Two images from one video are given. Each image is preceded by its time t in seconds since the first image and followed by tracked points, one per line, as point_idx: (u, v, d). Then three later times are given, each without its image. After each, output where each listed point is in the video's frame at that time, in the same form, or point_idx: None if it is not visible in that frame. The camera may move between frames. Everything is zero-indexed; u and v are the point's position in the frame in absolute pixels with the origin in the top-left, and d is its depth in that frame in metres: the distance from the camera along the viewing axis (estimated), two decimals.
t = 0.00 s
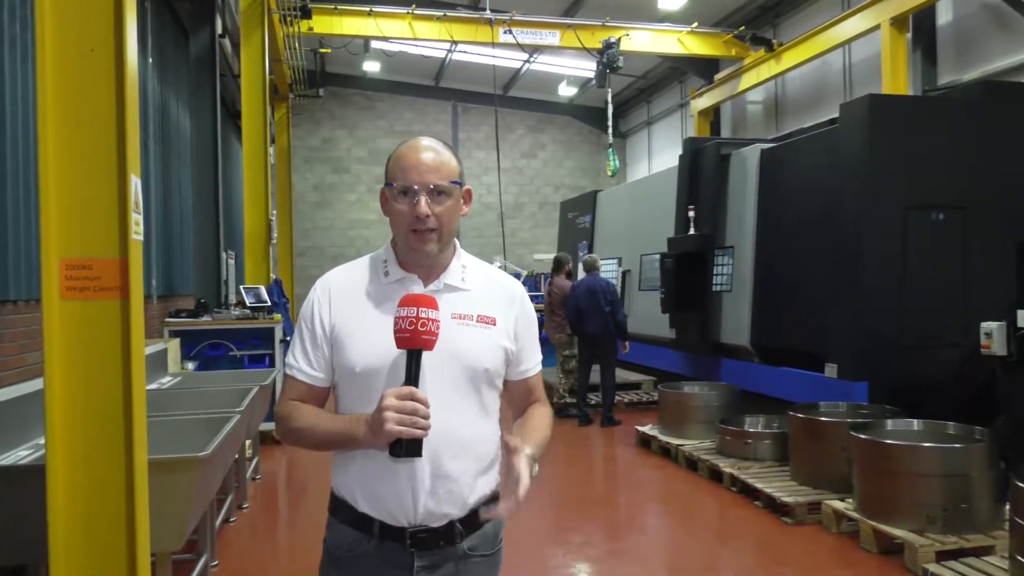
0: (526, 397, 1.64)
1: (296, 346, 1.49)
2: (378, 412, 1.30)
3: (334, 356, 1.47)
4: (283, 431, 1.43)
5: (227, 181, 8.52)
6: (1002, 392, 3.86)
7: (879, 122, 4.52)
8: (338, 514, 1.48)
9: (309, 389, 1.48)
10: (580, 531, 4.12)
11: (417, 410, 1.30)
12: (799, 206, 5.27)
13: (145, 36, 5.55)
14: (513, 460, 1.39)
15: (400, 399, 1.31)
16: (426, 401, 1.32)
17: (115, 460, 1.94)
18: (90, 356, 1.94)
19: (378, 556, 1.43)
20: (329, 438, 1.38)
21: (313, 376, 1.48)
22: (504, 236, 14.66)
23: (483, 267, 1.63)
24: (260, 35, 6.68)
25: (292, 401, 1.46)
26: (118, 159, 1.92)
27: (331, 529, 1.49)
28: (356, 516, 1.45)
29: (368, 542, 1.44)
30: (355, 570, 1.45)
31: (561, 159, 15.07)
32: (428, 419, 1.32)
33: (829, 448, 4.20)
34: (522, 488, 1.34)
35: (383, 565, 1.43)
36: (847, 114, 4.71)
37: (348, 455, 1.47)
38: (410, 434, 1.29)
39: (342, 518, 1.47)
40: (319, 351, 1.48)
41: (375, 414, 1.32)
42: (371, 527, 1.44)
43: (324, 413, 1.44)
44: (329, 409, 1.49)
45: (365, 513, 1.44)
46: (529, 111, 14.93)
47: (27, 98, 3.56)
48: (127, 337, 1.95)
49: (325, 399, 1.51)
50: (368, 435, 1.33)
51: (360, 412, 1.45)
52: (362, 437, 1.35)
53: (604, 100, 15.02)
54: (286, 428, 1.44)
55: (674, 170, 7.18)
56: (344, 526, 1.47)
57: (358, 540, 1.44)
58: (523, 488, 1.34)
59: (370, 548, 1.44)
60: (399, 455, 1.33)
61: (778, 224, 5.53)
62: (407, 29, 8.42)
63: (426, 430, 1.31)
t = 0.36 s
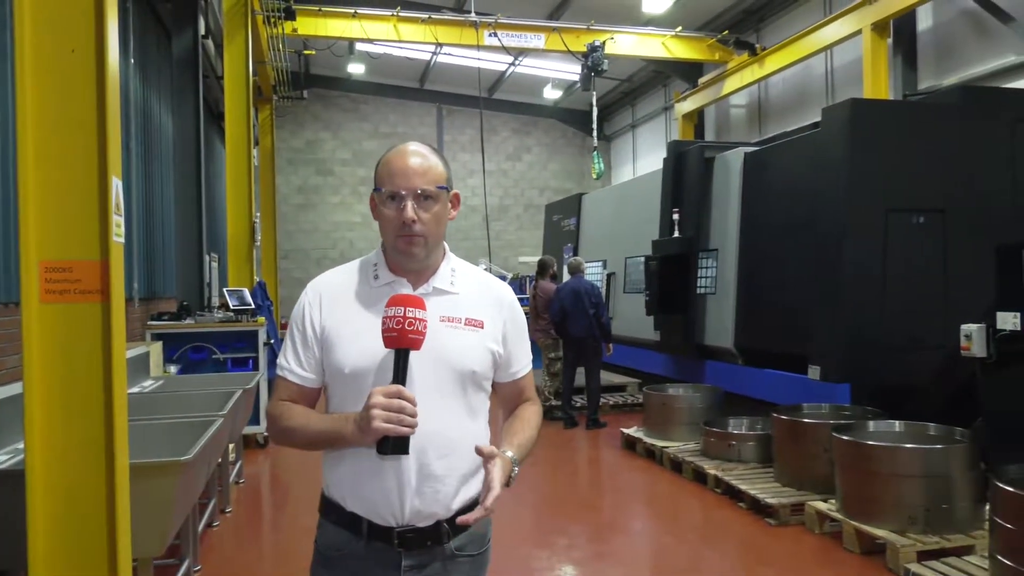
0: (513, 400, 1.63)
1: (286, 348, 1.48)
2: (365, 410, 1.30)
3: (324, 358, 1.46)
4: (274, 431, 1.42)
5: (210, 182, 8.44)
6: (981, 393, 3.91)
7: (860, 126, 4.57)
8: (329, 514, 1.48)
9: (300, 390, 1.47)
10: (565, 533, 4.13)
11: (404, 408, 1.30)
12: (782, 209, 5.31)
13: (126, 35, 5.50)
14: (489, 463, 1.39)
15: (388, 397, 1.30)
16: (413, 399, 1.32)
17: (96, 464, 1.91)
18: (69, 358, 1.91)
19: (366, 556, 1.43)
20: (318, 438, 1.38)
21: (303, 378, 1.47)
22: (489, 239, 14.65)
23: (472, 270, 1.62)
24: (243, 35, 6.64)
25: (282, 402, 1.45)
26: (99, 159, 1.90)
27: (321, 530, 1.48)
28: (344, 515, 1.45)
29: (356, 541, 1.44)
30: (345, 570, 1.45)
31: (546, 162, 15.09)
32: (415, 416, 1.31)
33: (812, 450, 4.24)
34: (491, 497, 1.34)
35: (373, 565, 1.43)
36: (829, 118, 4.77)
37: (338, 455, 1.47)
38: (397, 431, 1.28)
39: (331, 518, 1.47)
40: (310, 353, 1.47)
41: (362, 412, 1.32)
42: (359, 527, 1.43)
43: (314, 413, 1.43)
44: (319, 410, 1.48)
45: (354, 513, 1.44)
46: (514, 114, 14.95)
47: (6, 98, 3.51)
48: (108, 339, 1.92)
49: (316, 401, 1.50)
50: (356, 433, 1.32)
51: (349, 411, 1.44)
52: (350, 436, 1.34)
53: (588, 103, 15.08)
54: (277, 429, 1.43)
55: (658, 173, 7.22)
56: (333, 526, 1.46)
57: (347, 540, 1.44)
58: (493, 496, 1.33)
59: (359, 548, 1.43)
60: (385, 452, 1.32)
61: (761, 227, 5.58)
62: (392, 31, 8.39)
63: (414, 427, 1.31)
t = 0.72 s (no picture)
0: (506, 402, 1.63)
1: (283, 349, 1.48)
2: (362, 411, 1.30)
3: (321, 358, 1.46)
4: (271, 431, 1.42)
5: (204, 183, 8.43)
6: (974, 393, 3.93)
7: (853, 128, 4.59)
8: (324, 515, 1.48)
9: (296, 390, 1.47)
10: (560, 535, 4.12)
11: (400, 408, 1.29)
12: (776, 211, 5.33)
13: (119, 36, 5.48)
14: (477, 457, 1.39)
15: (384, 398, 1.30)
16: (409, 399, 1.32)
17: (89, 465, 1.90)
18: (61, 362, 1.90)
19: (362, 556, 1.43)
20: (314, 438, 1.37)
21: (300, 378, 1.47)
22: (484, 240, 14.63)
23: (467, 273, 1.62)
24: (237, 37, 6.63)
25: (279, 402, 1.45)
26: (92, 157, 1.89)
27: (317, 530, 1.48)
28: (340, 515, 1.45)
29: (351, 541, 1.43)
30: (340, 571, 1.44)
31: (540, 163, 15.11)
32: (410, 417, 1.31)
33: (806, 451, 4.25)
34: (479, 489, 1.35)
35: (367, 565, 1.43)
36: (822, 120, 4.79)
37: (333, 455, 1.46)
38: (393, 432, 1.28)
39: (326, 519, 1.47)
40: (306, 353, 1.47)
41: (359, 412, 1.32)
42: (354, 527, 1.43)
43: (311, 413, 1.43)
44: (316, 410, 1.47)
45: (349, 512, 1.44)
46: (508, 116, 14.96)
47: None
48: (100, 340, 1.91)
49: (312, 401, 1.50)
50: (352, 433, 1.32)
51: (347, 411, 1.43)
52: (347, 435, 1.34)
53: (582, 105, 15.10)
54: (273, 429, 1.43)
55: (652, 175, 7.24)
56: (329, 526, 1.46)
57: (343, 540, 1.44)
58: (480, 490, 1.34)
59: (354, 548, 1.43)
60: (381, 453, 1.32)
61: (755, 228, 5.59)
62: (386, 32, 8.40)
63: (410, 428, 1.31)
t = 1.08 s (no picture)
0: (504, 402, 1.63)
1: (281, 349, 1.48)
2: (361, 410, 1.29)
3: (319, 358, 1.46)
4: (269, 430, 1.42)
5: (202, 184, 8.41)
6: (972, 393, 3.93)
7: (851, 129, 4.60)
8: (323, 514, 1.48)
9: (295, 390, 1.47)
10: (558, 535, 4.12)
11: (399, 408, 1.29)
12: (774, 211, 5.33)
13: (118, 36, 5.47)
14: (472, 457, 1.39)
15: (382, 397, 1.30)
16: (408, 398, 1.32)
17: (86, 466, 1.90)
18: (58, 363, 1.89)
19: (360, 555, 1.43)
20: (312, 438, 1.37)
21: (298, 378, 1.46)
22: (482, 241, 14.63)
23: (465, 274, 1.62)
24: (235, 37, 6.64)
25: (277, 402, 1.45)
26: (89, 157, 1.89)
27: (315, 530, 1.48)
28: (338, 515, 1.45)
29: (349, 541, 1.43)
30: (338, 570, 1.44)
31: (538, 163, 15.11)
32: (409, 416, 1.31)
33: (804, 452, 4.25)
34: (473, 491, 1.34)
35: (366, 565, 1.43)
36: (820, 121, 4.79)
37: (331, 454, 1.46)
38: (392, 431, 1.28)
39: (325, 518, 1.47)
40: (304, 353, 1.47)
41: (357, 411, 1.31)
42: (351, 526, 1.43)
43: (309, 413, 1.43)
44: (314, 410, 1.47)
45: (347, 512, 1.44)
46: (506, 116, 14.96)
47: None
48: (99, 341, 1.90)
49: (310, 401, 1.50)
50: (351, 433, 1.32)
51: (345, 410, 1.43)
52: (346, 435, 1.34)
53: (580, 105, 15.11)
54: (272, 429, 1.42)
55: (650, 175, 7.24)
56: (328, 527, 1.46)
57: (341, 540, 1.43)
58: (473, 491, 1.34)
59: (352, 548, 1.43)
60: (380, 452, 1.32)
61: (753, 229, 5.60)
62: (384, 32, 8.40)
63: (408, 428, 1.31)
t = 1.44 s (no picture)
0: (503, 401, 1.63)
1: (280, 349, 1.47)
2: (361, 410, 1.29)
3: (318, 359, 1.46)
4: (268, 431, 1.41)
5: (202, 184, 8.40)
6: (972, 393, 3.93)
7: (850, 129, 4.60)
8: (322, 515, 1.48)
9: (293, 391, 1.47)
10: (557, 535, 4.12)
11: (399, 407, 1.29)
12: (773, 211, 5.33)
13: (118, 37, 5.47)
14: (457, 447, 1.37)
15: (382, 396, 1.30)
16: (407, 397, 1.32)
17: (85, 467, 1.90)
18: (57, 364, 1.89)
19: (360, 556, 1.43)
20: (313, 438, 1.37)
21: (297, 378, 1.46)
22: (482, 241, 14.63)
23: (463, 275, 1.62)
24: (235, 38, 6.65)
25: (276, 402, 1.45)
26: (89, 157, 1.89)
27: (315, 531, 1.48)
28: (337, 516, 1.45)
29: (349, 542, 1.43)
30: (338, 571, 1.44)
31: (538, 164, 15.11)
32: (409, 415, 1.31)
33: (804, 452, 4.25)
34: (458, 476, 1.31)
35: (365, 566, 1.42)
36: (820, 122, 4.80)
37: (330, 455, 1.46)
38: (392, 430, 1.28)
39: (324, 519, 1.47)
40: (304, 353, 1.47)
41: (357, 411, 1.32)
42: (351, 527, 1.43)
43: (308, 413, 1.43)
44: (312, 410, 1.47)
45: (346, 513, 1.44)
46: (506, 116, 14.96)
47: None
48: (99, 340, 1.90)
49: (309, 401, 1.49)
50: (351, 433, 1.32)
51: (344, 410, 1.43)
52: (346, 435, 1.34)
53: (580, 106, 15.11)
54: (271, 429, 1.42)
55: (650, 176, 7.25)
56: (328, 528, 1.46)
57: (341, 540, 1.43)
58: (457, 479, 1.31)
59: (351, 548, 1.43)
60: (379, 451, 1.32)
61: (752, 229, 5.60)
62: (384, 33, 8.40)
63: (408, 427, 1.31)
